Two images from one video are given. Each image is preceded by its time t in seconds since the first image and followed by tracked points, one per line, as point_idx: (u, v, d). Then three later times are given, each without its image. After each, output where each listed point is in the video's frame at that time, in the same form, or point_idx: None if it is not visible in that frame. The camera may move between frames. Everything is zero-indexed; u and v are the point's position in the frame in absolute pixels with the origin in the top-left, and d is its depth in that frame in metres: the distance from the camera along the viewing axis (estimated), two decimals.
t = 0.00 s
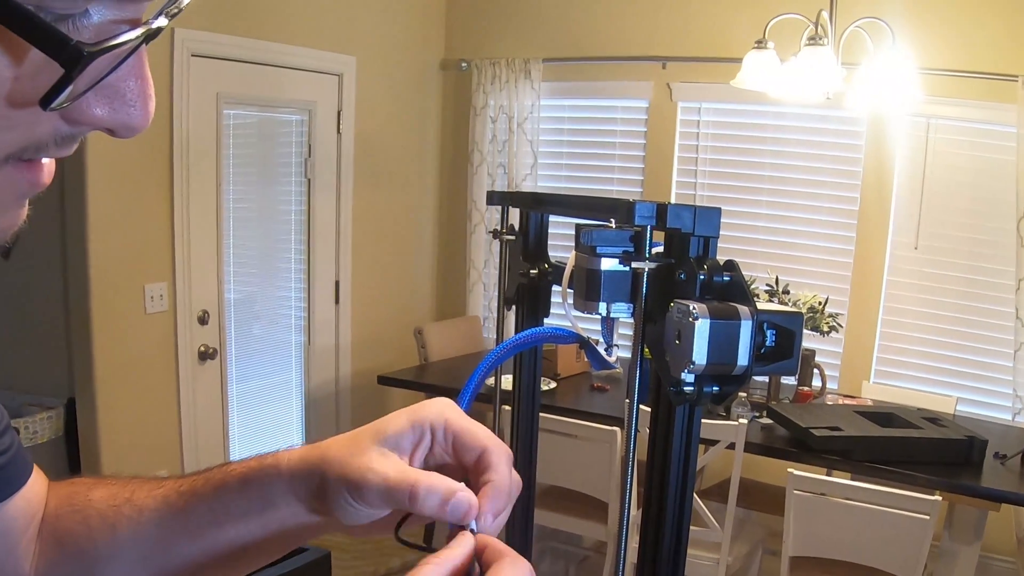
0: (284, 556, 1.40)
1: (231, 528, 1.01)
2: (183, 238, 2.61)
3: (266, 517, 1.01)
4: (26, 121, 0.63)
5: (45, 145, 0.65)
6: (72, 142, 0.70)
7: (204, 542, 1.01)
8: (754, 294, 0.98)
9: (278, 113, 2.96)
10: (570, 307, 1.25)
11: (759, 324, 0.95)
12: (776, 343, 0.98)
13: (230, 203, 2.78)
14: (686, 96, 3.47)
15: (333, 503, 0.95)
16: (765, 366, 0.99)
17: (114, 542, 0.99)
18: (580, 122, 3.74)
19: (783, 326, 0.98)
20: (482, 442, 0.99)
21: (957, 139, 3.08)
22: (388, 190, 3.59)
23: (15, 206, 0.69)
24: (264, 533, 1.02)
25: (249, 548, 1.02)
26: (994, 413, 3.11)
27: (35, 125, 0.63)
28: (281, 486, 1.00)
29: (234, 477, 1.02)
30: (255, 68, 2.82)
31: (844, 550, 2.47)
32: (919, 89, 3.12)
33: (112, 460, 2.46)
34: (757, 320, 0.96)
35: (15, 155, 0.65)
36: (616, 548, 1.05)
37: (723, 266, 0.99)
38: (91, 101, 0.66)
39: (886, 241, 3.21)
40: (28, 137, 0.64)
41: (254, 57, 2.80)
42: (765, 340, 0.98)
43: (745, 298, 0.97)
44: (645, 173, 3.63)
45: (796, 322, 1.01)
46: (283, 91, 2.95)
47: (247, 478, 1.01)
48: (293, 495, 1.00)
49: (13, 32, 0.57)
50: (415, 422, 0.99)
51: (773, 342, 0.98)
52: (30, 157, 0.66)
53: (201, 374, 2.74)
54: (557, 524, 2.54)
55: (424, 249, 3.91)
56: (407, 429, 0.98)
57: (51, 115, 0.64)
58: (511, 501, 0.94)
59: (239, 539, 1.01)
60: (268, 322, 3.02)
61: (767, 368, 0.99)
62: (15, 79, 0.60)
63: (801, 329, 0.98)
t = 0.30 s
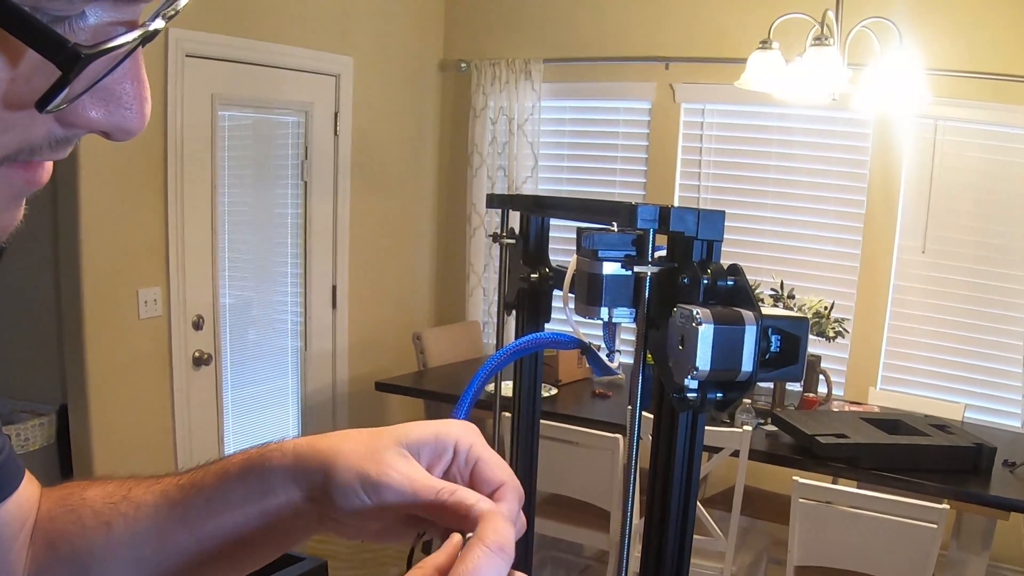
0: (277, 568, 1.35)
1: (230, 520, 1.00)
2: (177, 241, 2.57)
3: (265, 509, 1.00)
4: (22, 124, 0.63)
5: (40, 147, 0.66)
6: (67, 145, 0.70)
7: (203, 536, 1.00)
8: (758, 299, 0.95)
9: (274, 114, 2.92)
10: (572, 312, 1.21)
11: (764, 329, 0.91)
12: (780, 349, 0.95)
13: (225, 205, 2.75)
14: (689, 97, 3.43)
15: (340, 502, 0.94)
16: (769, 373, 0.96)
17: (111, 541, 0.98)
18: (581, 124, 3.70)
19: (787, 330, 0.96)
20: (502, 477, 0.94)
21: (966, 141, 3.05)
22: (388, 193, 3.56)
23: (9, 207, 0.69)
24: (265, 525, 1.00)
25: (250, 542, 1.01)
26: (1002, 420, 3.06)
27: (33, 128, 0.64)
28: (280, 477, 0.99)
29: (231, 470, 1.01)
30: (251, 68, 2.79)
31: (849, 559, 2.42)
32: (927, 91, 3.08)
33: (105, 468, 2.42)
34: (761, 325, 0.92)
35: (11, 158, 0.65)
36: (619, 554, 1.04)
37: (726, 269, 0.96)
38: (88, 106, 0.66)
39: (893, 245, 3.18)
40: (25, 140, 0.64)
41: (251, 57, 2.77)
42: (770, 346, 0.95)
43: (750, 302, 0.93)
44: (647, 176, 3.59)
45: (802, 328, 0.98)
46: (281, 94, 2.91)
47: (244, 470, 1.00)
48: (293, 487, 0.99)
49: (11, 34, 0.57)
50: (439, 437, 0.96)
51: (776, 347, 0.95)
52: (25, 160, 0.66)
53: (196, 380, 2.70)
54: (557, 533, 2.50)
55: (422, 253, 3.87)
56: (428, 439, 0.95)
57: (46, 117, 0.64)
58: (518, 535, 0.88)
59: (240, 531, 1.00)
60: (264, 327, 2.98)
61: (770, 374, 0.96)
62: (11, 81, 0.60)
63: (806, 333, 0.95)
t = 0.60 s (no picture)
0: None
1: (229, 538, 0.94)
2: (172, 246, 2.54)
3: (261, 524, 0.95)
4: (8, 120, 0.60)
5: (30, 146, 0.63)
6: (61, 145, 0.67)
7: (199, 555, 0.94)
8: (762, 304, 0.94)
9: (270, 116, 2.89)
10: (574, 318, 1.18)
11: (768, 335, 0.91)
12: (784, 355, 0.94)
13: (220, 207, 2.71)
14: (692, 99, 3.40)
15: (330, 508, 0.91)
16: (773, 379, 0.95)
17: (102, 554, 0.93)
18: (582, 126, 3.67)
19: (792, 337, 0.95)
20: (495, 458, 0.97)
21: (974, 143, 3.02)
22: (386, 197, 3.53)
23: (6, 210, 0.67)
24: (265, 543, 0.95)
25: (249, 564, 0.95)
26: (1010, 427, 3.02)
27: (20, 125, 0.61)
28: (279, 490, 0.95)
29: (230, 484, 0.97)
30: (247, 70, 2.76)
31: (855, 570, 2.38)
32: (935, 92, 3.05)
33: (97, 476, 2.38)
34: (765, 330, 0.92)
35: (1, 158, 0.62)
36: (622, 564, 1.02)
37: (730, 274, 0.95)
38: (79, 102, 0.63)
39: (900, 249, 3.14)
40: (13, 138, 0.61)
41: (247, 59, 2.74)
42: (774, 352, 0.94)
43: (754, 307, 0.93)
44: (649, 180, 3.56)
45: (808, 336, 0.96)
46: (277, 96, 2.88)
47: (243, 483, 0.96)
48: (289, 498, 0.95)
49: None
50: (429, 428, 0.98)
51: (781, 354, 0.94)
52: (15, 160, 0.63)
53: (190, 387, 2.66)
54: (556, 542, 2.46)
55: (421, 257, 3.84)
56: (420, 434, 0.96)
57: (34, 113, 0.61)
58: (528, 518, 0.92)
59: (238, 549, 0.94)
60: (259, 333, 2.94)
61: (774, 381, 0.95)
62: None
63: (810, 340, 0.95)
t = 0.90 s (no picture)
0: None
1: (243, 558, 0.93)
2: (165, 248, 2.50)
3: (283, 545, 0.93)
4: None
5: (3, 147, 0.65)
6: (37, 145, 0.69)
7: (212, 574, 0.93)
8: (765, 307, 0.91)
9: (265, 117, 2.86)
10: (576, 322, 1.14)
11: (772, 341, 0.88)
12: (788, 361, 0.91)
13: (214, 210, 2.67)
14: (695, 99, 3.37)
15: (369, 531, 0.90)
16: (775, 385, 0.92)
17: (109, 568, 0.92)
18: (582, 128, 3.64)
19: (796, 341, 0.91)
20: (527, 461, 0.94)
21: (982, 145, 2.99)
22: (385, 199, 3.49)
23: None
24: (281, 565, 0.93)
25: None
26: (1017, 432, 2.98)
27: None
28: (301, 510, 0.93)
29: (250, 502, 0.96)
30: (243, 71, 2.72)
31: None
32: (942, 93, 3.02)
33: (89, 483, 2.34)
34: (769, 335, 0.88)
35: None
36: None
37: (733, 278, 0.91)
38: (55, 105, 0.65)
39: (907, 252, 3.11)
40: None
41: (243, 61, 2.71)
42: (778, 357, 0.90)
43: (758, 312, 0.90)
44: (651, 182, 3.53)
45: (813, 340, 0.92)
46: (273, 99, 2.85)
47: (264, 502, 0.95)
48: (314, 519, 0.93)
49: None
50: (460, 437, 0.95)
51: (784, 359, 0.91)
52: None
53: (183, 393, 2.62)
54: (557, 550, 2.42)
55: (421, 260, 3.80)
56: (452, 444, 0.94)
57: (11, 116, 0.63)
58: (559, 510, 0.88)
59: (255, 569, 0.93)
60: (253, 338, 2.90)
61: (776, 388, 0.92)
62: None
63: (815, 344, 0.91)
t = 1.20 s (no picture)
0: None
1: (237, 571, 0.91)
2: (160, 251, 2.47)
3: (277, 557, 0.91)
4: None
5: None
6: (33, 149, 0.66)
7: None
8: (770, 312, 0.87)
9: (261, 119, 2.83)
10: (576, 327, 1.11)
11: (778, 346, 0.84)
12: (794, 367, 0.87)
13: (209, 213, 2.64)
14: (697, 101, 3.34)
15: (370, 539, 0.87)
16: (781, 393, 0.88)
17: None
18: (583, 130, 3.61)
19: (801, 347, 0.87)
20: (527, 462, 0.89)
21: (987, 147, 2.96)
22: (383, 201, 3.46)
23: None
24: None
25: None
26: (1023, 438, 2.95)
27: None
28: (296, 522, 0.91)
29: (244, 515, 0.93)
30: (239, 73, 2.69)
31: None
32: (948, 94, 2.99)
33: (80, 491, 2.30)
34: (774, 341, 0.84)
35: None
36: None
37: (736, 281, 0.88)
38: (49, 108, 0.62)
39: (912, 255, 3.07)
40: None
41: (238, 62, 2.68)
42: (783, 363, 0.87)
43: (761, 316, 0.86)
44: (653, 184, 3.50)
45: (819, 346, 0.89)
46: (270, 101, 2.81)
47: (258, 515, 0.93)
48: (310, 530, 0.91)
49: None
50: (463, 440, 0.91)
51: (790, 365, 0.87)
52: None
53: (178, 399, 2.59)
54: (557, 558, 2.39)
55: (420, 263, 3.77)
56: (455, 447, 0.90)
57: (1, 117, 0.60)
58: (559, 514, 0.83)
59: None
60: (250, 342, 2.86)
61: (783, 396, 0.88)
62: None
63: (821, 351, 0.87)
